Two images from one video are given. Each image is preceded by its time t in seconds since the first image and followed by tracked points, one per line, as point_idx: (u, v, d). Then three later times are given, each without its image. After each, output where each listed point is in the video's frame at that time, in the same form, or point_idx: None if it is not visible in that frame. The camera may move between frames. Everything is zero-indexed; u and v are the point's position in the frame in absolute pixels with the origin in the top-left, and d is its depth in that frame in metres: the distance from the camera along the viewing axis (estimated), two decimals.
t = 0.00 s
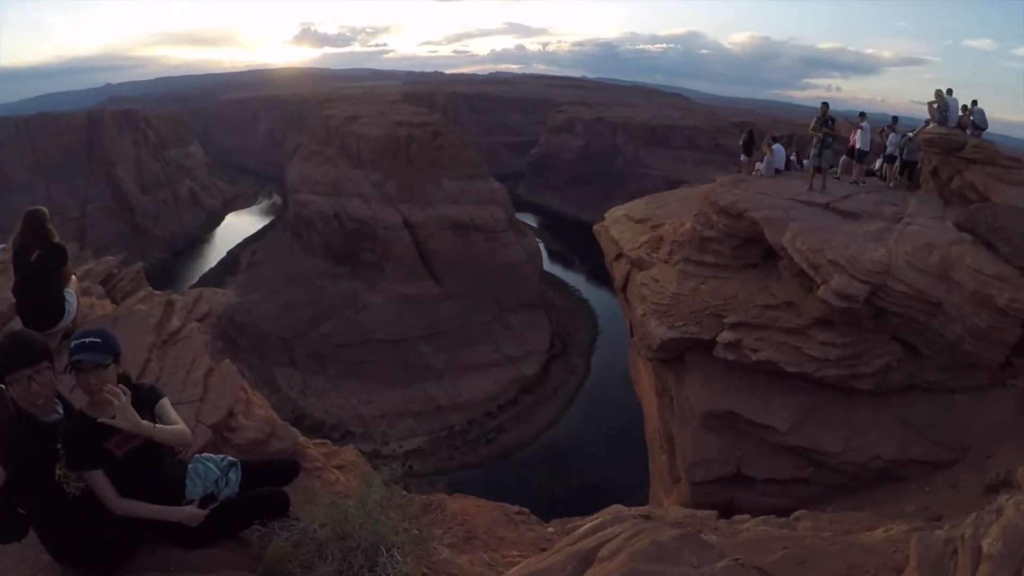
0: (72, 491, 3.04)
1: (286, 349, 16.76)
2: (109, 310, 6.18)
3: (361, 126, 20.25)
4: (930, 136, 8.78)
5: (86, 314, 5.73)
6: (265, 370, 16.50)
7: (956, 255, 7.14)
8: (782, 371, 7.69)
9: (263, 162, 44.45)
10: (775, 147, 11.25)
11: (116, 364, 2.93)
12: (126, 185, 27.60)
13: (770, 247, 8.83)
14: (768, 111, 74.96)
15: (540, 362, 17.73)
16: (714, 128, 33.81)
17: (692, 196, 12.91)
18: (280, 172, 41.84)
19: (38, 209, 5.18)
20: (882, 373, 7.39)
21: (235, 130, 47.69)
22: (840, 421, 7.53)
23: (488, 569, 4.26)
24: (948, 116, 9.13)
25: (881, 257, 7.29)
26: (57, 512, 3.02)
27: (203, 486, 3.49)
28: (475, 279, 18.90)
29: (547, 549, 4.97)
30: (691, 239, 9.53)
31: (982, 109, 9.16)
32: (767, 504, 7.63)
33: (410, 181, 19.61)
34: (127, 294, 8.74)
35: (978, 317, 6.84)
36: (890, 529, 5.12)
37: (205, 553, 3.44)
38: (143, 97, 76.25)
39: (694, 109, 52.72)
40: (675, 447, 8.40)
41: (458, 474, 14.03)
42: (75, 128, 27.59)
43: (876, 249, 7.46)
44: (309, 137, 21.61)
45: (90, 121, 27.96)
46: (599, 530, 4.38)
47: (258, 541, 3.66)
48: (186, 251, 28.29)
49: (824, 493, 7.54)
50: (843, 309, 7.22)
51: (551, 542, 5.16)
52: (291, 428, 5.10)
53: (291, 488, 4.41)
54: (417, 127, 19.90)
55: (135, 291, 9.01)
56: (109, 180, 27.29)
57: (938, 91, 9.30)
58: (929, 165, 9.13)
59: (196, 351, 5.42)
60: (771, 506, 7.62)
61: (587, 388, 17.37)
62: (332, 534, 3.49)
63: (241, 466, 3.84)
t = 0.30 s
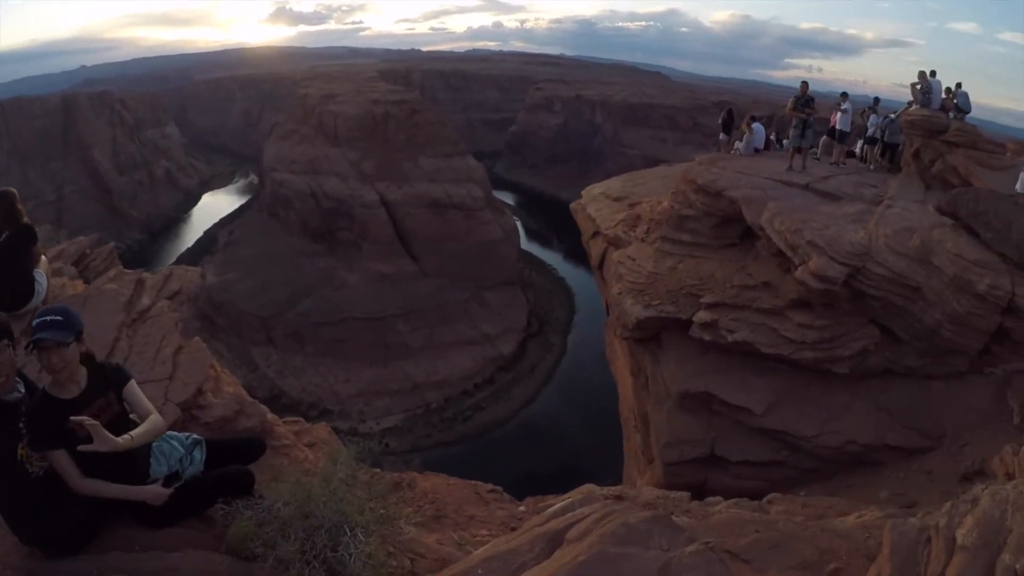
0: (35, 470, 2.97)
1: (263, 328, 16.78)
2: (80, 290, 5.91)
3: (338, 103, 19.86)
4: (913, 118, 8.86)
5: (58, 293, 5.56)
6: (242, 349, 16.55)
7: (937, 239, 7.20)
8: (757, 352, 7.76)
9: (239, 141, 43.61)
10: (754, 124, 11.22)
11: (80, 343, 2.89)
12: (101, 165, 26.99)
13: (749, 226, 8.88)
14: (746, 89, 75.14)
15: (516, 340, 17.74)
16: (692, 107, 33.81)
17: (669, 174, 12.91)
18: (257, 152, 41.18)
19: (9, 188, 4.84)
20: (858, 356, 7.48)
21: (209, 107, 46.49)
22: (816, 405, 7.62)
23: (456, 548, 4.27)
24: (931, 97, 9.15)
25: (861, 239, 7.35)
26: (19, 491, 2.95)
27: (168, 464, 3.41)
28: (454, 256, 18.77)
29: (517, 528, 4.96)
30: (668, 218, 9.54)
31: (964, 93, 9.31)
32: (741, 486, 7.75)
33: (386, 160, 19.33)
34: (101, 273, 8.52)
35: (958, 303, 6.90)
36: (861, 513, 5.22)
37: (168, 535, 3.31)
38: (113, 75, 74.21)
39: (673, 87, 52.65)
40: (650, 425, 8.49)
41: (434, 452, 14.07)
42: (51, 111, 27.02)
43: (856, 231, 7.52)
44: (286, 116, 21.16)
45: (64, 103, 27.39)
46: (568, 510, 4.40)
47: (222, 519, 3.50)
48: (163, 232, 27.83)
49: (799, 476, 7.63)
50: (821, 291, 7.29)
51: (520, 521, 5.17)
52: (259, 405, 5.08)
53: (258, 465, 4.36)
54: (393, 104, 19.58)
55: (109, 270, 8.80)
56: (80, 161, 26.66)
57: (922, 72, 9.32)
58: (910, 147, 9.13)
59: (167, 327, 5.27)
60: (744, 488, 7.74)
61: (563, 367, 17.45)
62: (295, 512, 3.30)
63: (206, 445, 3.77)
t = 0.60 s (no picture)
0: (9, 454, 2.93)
1: (256, 307, 16.75)
2: (63, 271, 5.79)
3: (330, 81, 19.59)
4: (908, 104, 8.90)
5: (40, 275, 5.49)
6: (236, 328, 16.56)
7: (930, 225, 7.20)
8: (747, 332, 7.78)
9: (231, 121, 43.04)
10: (748, 105, 11.18)
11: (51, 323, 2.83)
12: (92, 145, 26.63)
13: (741, 206, 8.85)
14: (740, 71, 74.80)
15: (508, 317, 17.71)
16: (687, 88, 33.61)
17: (662, 153, 12.85)
18: (248, 131, 40.68)
19: None
20: (849, 339, 7.48)
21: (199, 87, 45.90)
22: (806, 387, 7.65)
23: (437, 528, 4.32)
24: (928, 83, 9.12)
25: (853, 222, 7.33)
26: None
27: (144, 446, 3.34)
28: (446, 234, 18.65)
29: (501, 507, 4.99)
30: (660, 196, 9.50)
31: (963, 80, 9.27)
32: (728, 465, 7.78)
33: (378, 138, 19.12)
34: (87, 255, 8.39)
35: (950, 289, 6.93)
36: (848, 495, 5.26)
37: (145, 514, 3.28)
38: (103, 57, 73.09)
39: (667, 67, 52.31)
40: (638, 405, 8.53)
41: (425, 428, 14.12)
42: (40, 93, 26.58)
43: (849, 214, 7.51)
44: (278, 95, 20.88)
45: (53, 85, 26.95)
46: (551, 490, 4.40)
47: (197, 501, 3.49)
48: (155, 213, 27.59)
49: (785, 457, 7.67)
50: (812, 273, 7.28)
51: (504, 499, 5.19)
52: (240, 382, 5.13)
53: (240, 445, 4.33)
54: (385, 82, 19.33)
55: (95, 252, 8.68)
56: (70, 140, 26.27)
57: (919, 57, 9.27)
58: (905, 133, 9.18)
59: (148, 307, 5.25)
60: (732, 467, 7.77)
61: (555, 344, 17.50)
62: (269, 493, 3.27)
63: (183, 427, 3.72)
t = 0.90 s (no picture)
0: None
1: (258, 292, 16.75)
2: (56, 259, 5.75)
3: (330, 65, 19.43)
4: (913, 94, 8.84)
5: (36, 260, 5.46)
6: (238, 313, 16.58)
7: (932, 216, 7.20)
8: (746, 321, 7.73)
9: (231, 106, 42.81)
10: (751, 92, 11.07)
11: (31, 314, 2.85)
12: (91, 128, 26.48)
13: (742, 193, 8.80)
14: (743, 56, 74.24)
15: (509, 302, 17.65)
16: (689, 74, 33.34)
17: (664, 138, 12.75)
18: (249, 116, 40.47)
19: None
20: (849, 329, 7.44)
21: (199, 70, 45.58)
22: (805, 378, 7.64)
23: (428, 517, 4.28)
24: (934, 74, 9.06)
25: (855, 212, 7.28)
26: None
27: (128, 436, 3.29)
28: (447, 219, 18.58)
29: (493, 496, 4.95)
30: (660, 183, 9.44)
31: (968, 71, 9.18)
32: (724, 454, 7.80)
33: (379, 122, 18.99)
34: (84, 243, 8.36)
35: (952, 282, 6.89)
36: (846, 488, 5.27)
37: (128, 505, 3.17)
38: (102, 41, 72.57)
39: (670, 52, 51.89)
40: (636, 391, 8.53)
41: (427, 412, 14.17)
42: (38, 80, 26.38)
43: (851, 203, 7.45)
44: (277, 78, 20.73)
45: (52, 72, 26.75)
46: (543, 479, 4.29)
47: (181, 491, 3.39)
48: (156, 200, 27.55)
49: (783, 447, 7.68)
50: (814, 262, 7.24)
51: (497, 488, 5.18)
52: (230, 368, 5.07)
53: (226, 434, 4.28)
54: (386, 66, 19.16)
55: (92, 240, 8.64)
56: (70, 124, 26.16)
57: (925, 47, 9.20)
58: (910, 123, 9.12)
59: (138, 293, 5.21)
60: (729, 456, 7.79)
61: (555, 328, 17.51)
62: (252, 484, 3.23)
63: (169, 416, 3.67)
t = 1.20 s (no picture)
0: None
1: (270, 284, 16.86)
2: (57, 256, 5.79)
3: (342, 57, 19.46)
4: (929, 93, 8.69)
5: (38, 258, 5.50)
6: (250, 305, 16.74)
7: (945, 220, 7.08)
8: (753, 321, 7.68)
9: (245, 98, 43.00)
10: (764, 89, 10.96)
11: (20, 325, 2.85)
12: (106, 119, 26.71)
13: (752, 191, 8.73)
14: (759, 51, 73.58)
15: (519, 295, 17.62)
16: (704, 68, 33.06)
17: (676, 134, 12.66)
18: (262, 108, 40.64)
19: None
20: (856, 334, 7.37)
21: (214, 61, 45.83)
22: (810, 381, 7.59)
23: (418, 522, 4.27)
24: (950, 74, 8.94)
25: (866, 214, 7.21)
26: None
27: (114, 443, 3.28)
28: (457, 211, 18.56)
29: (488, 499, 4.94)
30: (670, 179, 9.39)
31: (985, 72, 9.04)
32: (727, 456, 7.79)
33: (391, 114, 18.99)
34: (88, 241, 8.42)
35: (961, 289, 6.80)
36: (847, 497, 5.23)
37: (128, 505, 3.27)
38: (120, 33, 73.11)
39: (685, 45, 51.54)
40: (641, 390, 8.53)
41: (436, 404, 14.22)
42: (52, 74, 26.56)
43: (862, 205, 7.38)
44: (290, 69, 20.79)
45: (66, 66, 26.94)
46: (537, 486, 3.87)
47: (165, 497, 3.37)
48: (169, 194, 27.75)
49: (786, 451, 7.63)
50: (822, 264, 7.18)
51: (491, 489, 5.15)
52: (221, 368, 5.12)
53: (219, 434, 4.32)
54: (399, 58, 19.15)
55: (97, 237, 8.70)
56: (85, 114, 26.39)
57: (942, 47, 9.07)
58: (924, 124, 8.97)
59: (135, 291, 5.26)
60: (731, 458, 7.78)
61: (565, 322, 17.48)
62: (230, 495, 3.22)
63: (155, 420, 3.66)
